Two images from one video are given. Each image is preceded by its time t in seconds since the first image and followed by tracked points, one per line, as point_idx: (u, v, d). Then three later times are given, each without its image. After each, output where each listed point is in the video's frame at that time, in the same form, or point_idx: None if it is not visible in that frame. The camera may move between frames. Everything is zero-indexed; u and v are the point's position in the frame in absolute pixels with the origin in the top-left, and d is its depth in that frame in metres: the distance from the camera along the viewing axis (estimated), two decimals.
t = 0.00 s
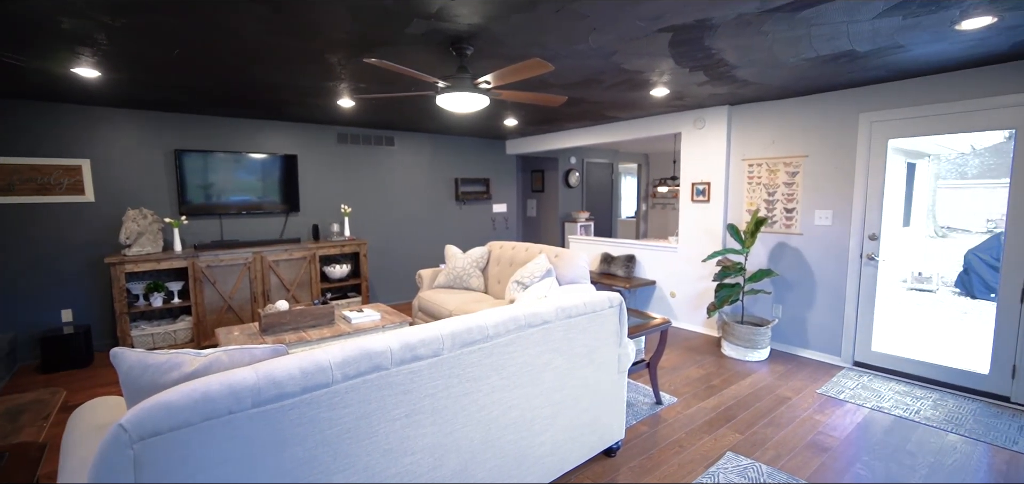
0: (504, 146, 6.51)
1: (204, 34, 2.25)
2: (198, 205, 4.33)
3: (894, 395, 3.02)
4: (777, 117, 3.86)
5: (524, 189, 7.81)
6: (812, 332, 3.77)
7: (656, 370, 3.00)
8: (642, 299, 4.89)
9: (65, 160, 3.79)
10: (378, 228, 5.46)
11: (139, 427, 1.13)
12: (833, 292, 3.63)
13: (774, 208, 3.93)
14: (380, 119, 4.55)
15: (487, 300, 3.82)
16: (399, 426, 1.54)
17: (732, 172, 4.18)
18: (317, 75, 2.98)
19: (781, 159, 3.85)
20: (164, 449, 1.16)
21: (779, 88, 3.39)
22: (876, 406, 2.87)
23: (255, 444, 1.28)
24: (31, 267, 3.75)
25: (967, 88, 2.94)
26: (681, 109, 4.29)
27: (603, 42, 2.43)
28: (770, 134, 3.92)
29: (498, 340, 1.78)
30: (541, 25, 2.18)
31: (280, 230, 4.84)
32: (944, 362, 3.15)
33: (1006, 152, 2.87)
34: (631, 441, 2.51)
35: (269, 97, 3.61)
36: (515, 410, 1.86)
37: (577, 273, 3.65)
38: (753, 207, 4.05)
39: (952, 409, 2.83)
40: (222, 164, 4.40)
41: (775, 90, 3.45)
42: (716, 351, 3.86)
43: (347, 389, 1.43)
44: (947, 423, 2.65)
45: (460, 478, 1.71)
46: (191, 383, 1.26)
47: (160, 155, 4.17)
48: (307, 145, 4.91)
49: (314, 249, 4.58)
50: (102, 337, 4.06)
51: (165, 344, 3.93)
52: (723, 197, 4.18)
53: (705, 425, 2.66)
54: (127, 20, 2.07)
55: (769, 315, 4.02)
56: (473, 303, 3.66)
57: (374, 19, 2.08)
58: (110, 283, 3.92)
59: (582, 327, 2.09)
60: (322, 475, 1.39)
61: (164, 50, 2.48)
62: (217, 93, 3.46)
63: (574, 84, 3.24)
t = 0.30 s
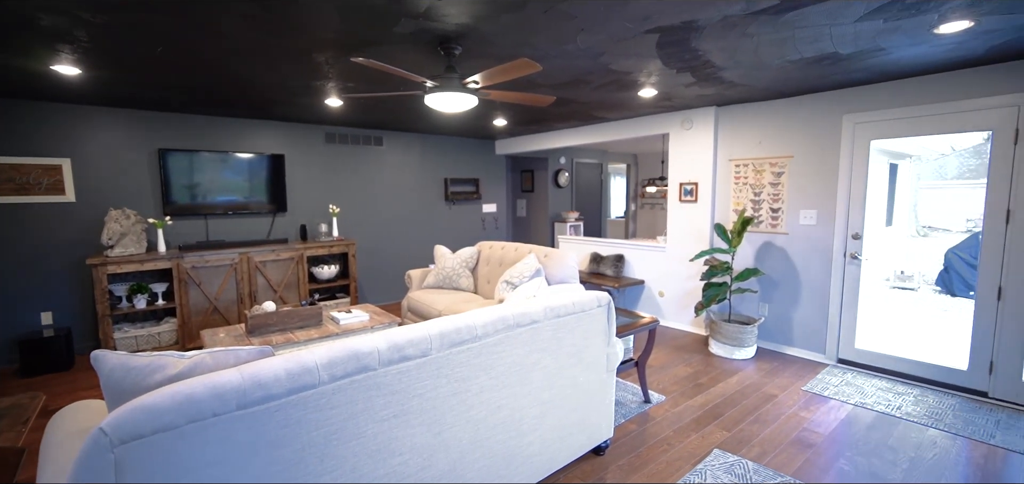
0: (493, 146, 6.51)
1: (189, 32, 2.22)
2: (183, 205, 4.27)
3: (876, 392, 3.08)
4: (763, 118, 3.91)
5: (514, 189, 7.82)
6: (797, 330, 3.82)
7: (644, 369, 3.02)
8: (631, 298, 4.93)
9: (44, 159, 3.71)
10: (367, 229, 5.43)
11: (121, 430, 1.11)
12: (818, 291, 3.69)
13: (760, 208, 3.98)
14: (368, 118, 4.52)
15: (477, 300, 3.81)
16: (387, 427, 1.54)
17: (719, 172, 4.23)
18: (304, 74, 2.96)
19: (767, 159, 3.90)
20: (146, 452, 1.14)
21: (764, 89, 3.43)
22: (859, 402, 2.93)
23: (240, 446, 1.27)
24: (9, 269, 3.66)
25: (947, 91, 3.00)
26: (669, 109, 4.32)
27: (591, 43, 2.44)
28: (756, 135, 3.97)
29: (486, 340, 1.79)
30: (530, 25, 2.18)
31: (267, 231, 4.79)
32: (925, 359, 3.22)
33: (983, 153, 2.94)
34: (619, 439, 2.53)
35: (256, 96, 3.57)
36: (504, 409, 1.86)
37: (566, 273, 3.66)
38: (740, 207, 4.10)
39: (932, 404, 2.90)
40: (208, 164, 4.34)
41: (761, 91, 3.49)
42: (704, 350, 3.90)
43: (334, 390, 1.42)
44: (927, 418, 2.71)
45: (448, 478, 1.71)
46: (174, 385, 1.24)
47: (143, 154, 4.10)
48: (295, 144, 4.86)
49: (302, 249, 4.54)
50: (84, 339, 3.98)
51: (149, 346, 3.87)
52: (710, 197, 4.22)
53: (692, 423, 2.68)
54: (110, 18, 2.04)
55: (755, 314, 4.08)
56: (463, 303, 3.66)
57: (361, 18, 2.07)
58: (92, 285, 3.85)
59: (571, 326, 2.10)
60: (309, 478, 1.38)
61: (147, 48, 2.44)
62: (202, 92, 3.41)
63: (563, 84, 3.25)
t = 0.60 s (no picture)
0: (484, 146, 6.51)
1: (173, 30, 2.19)
2: (169, 205, 4.21)
3: (861, 389, 3.13)
4: (750, 119, 3.95)
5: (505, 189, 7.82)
6: (784, 329, 3.88)
7: (634, 368, 3.04)
8: (621, 298, 4.95)
9: (25, 158, 3.64)
10: (357, 229, 5.39)
11: (103, 434, 1.10)
12: (804, 289, 3.74)
13: (748, 208, 4.02)
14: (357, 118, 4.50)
15: (467, 300, 3.81)
16: (376, 427, 1.53)
17: (707, 172, 4.27)
18: (292, 73, 2.93)
19: (754, 160, 3.95)
20: (128, 456, 1.12)
21: (751, 90, 3.47)
22: (844, 399, 2.97)
23: (225, 449, 1.25)
24: None
25: (929, 93, 3.06)
26: (658, 110, 4.35)
27: (580, 44, 2.45)
28: (743, 136, 4.01)
29: (476, 340, 1.78)
30: (518, 26, 2.18)
31: (255, 231, 4.74)
32: (908, 356, 3.27)
33: (964, 154, 2.99)
34: (609, 438, 2.54)
35: (243, 95, 3.52)
36: (493, 409, 1.86)
37: (556, 272, 3.67)
38: (728, 207, 4.14)
39: (915, 400, 2.95)
40: (194, 164, 4.28)
41: (748, 92, 3.53)
42: (693, 348, 3.93)
43: (322, 391, 1.41)
44: (910, 414, 2.76)
45: (438, 478, 1.71)
46: (158, 388, 1.22)
47: (128, 153, 4.04)
48: (283, 144, 4.82)
49: (290, 249, 4.50)
50: (66, 342, 3.91)
51: (134, 349, 3.80)
52: (698, 197, 4.26)
53: (681, 421, 2.71)
54: (92, 14, 2.00)
55: (743, 312, 4.12)
56: (453, 303, 3.66)
57: (349, 17, 2.06)
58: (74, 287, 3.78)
59: (560, 326, 2.10)
60: (297, 480, 1.37)
61: (131, 46, 2.41)
62: (187, 90, 3.36)
63: (553, 85, 3.26)
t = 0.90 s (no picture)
0: (475, 146, 6.50)
1: (159, 27, 2.16)
2: (155, 205, 4.15)
3: (847, 386, 3.18)
4: (739, 119, 3.99)
5: (496, 189, 7.82)
6: (772, 327, 3.92)
7: (624, 367, 3.05)
8: (612, 298, 4.98)
9: (7, 157, 3.56)
10: (348, 229, 5.37)
11: (87, 437, 1.08)
12: (792, 288, 3.79)
13: (736, 208, 4.07)
14: (347, 117, 4.47)
15: (458, 301, 3.81)
16: (366, 428, 1.52)
17: (697, 173, 4.31)
18: (281, 72, 2.91)
19: (743, 160, 3.99)
20: (112, 460, 1.11)
21: (740, 91, 3.51)
22: (831, 396, 3.01)
23: (213, 451, 1.24)
24: None
25: (913, 94, 3.12)
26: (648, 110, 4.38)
27: (570, 44, 2.46)
28: (732, 136, 4.05)
29: (466, 340, 1.78)
30: (509, 26, 2.19)
31: (244, 232, 4.69)
32: (893, 353, 3.33)
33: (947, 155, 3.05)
34: (600, 437, 2.55)
35: (231, 94, 3.49)
36: (485, 409, 1.87)
37: (547, 272, 3.68)
38: (717, 207, 4.18)
39: (899, 397, 3.00)
40: (182, 163, 4.23)
41: (737, 93, 3.57)
42: (683, 347, 3.96)
43: (312, 392, 1.41)
44: (895, 411, 2.81)
45: (428, 479, 1.70)
46: (144, 390, 1.21)
47: (113, 152, 3.98)
48: (272, 143, 4.77)
49: (279, 250, 4.46)
50: (49, 345, 3.84)
51: (119, 351, 3.75)
52: (688, 197, 4.30)
53: (671, 419, 2.73)
54: (76, 11, 1.96)
55: (732, 311, 4.16)
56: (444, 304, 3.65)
57: (339, 16, 2.05)
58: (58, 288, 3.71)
59: (551, 325, 2.11)
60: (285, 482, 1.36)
61: (116, 43, 2.37)
62: (174, 89, 3.32)
63: (543, 85, 3.27)
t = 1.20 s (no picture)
0: (467, 146, 6.50)
1: (146, 25, 2.13)
2: (143, 205, 4.10)
3: (835, 383, 3.22)
4: (729, 120, 4.03)
5: (488, 189, 7.81)
6: (762, 326, 3.96)
7: (616, 366, 3.07)
8: (603, 297, 5.00)
9: None
10: (339, 229, 5.34)
11: (74, 440, 1.07)
12: (781, 287, 3.83)
13: (726, 208, 4.11)
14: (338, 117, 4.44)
15: (450, 301, 3.80)
16: (357, 429, 1.52)
17: (687, 173, 4.34)
18: (271, 72, 2.89)
19: (733, 161, 4.03)
20: (99, 464, 1.10)
21: (729, 93, 3.54)
22: (819, 394, 3.06)
23: (201, 454, 1.23)
24: None
25: (898, 97, 3.17)
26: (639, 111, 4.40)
27: (561, 45, 2.47)
28: (722, 137, 4.09)
29: (458, 340, 1.78)
30: (500, 26, 2.19)
31: (233, 232, 4.65)
32: (879, 351, 3.38)
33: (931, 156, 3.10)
34: (591, 436, 2.57)
35: (221, 94, 3.45)
36: (476, 409, 1.87)
37: (539, 272, 3.69)
38: (707, 207, 4.22)
39: (885, 394, 3.05)
40: (170, 163, 4.18)
41: (727, 94, 3.60)
42: (674, 346, 3.99)
43: (303, 393, 1.40)
44: (881, 408, 2.85)
45: (420, 479, 1.70)
46: (131, 393, 1.20)
47: (99, 152, 3.92)
48: (262, 143, 4.73)
49: (270, 250, 4.43)
50: (33, 347, 3.78)
51: (106, 354, 3.69)
52: (679, 197, 4.33)
53: (662, 418, 2.75)
54: (61, 9, 1.94)
55: (722, 310, 4.20)
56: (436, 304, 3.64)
57: (329, 15, 2.04)
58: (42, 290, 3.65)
59: (543, 325, 2.12)
60: None
61: (102, 41, 2.34)
62: (162, 88, 3.28)
63: (535, 85, 3.28)
